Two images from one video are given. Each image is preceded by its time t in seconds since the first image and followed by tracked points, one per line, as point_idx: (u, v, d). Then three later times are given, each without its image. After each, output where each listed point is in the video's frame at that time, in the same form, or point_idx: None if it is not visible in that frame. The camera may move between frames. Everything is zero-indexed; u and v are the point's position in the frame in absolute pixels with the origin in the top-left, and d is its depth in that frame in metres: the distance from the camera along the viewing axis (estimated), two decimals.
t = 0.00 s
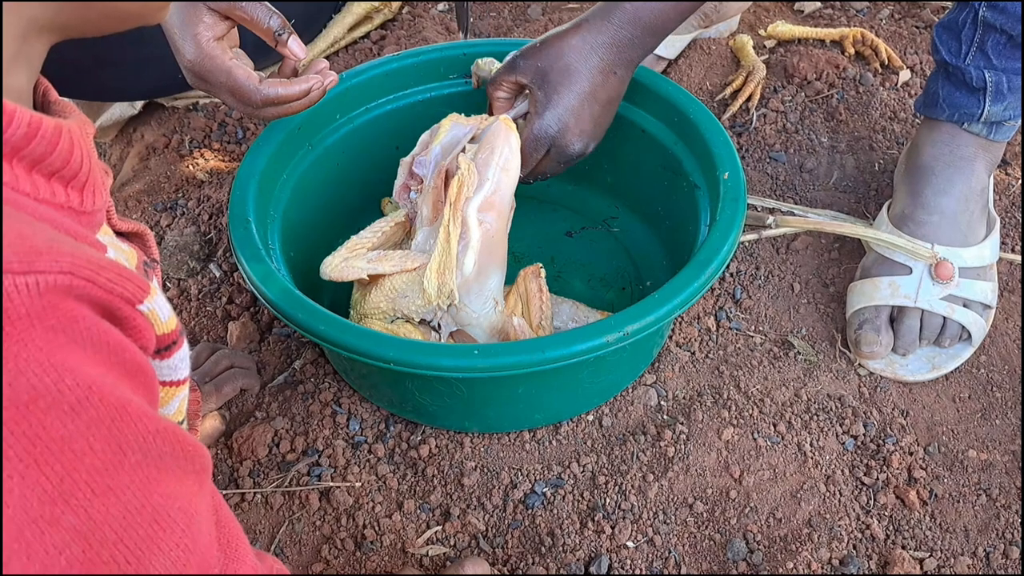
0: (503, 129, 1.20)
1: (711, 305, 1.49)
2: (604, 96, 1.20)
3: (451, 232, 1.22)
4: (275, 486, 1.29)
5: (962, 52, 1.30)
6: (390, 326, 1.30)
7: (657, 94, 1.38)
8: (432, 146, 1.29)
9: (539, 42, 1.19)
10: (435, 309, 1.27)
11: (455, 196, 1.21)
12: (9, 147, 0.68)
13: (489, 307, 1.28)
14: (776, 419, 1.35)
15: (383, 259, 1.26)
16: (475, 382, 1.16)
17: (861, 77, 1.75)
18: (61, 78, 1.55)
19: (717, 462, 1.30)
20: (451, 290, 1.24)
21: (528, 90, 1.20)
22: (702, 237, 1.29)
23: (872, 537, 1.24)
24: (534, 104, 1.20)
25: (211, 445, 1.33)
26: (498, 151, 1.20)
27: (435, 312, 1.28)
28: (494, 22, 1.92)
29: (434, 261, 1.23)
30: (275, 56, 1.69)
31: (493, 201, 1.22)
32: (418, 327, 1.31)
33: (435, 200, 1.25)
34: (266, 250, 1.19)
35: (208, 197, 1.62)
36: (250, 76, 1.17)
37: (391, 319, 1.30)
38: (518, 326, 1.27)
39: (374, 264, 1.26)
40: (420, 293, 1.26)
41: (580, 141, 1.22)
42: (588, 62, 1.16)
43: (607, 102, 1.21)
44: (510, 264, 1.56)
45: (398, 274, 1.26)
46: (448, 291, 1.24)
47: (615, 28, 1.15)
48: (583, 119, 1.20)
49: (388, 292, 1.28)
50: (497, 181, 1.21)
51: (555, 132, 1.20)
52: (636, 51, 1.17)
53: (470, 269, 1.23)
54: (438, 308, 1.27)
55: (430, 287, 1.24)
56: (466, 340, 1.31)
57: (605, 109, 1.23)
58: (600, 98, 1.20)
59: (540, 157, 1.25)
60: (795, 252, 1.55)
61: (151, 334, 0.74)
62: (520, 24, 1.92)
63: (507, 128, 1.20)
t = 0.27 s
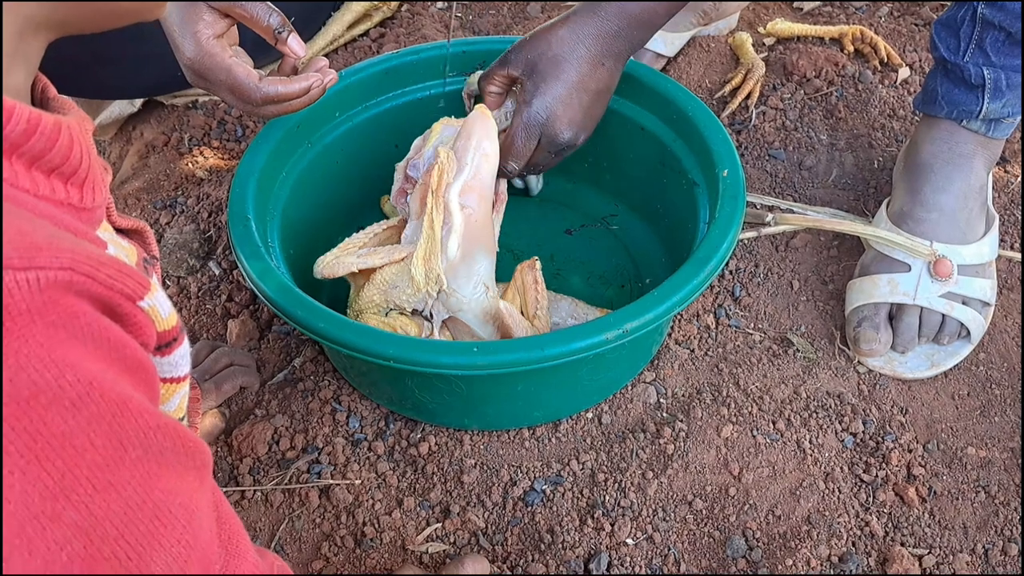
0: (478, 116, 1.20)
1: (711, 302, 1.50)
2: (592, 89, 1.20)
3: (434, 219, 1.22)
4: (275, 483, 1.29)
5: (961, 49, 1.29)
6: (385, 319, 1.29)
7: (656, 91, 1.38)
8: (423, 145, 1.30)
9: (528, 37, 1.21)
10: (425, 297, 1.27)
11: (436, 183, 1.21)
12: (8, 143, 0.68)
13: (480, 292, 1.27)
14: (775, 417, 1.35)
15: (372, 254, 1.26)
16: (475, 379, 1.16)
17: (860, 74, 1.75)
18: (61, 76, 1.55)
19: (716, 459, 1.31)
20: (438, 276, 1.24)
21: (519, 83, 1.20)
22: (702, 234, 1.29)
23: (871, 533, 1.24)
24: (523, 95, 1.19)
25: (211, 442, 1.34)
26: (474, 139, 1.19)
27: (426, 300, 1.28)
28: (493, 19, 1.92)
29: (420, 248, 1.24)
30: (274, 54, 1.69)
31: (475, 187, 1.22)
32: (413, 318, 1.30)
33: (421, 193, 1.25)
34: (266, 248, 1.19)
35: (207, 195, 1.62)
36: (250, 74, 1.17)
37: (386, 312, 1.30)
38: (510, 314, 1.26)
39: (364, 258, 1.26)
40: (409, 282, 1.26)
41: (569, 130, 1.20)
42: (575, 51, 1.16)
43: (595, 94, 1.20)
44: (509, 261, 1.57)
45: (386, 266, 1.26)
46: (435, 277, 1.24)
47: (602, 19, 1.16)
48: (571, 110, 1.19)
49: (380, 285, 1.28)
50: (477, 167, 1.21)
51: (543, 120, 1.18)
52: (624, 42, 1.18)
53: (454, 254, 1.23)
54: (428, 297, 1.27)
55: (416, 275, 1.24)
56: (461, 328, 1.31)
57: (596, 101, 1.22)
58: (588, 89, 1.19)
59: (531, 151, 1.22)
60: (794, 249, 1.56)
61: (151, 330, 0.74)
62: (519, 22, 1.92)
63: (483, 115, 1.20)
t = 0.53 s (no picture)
0: (479, 114, 1.20)
1: (710, 301, 1.50)
2: (599, 81, 1.21)
3: (435, 216, 1.23)
4: (276, 481, 1.30)
5: (960, 48, 1.30)
6: (387, 316, 1.29)
7: (656, 90, 1.39)
8: (427, 144, 1.31)
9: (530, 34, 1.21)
10: (425, 294, 1.27)
11: (437, 181, 1.22)
12: (13, 143, 0.69)
13: (480, 290, 1.27)
14: (774, 414, 1.36)
15: (376, 251, 1.27)
16: (475, 377, 1.16)
17: (859, 73, 1.75)
18: (62, 75, 1.56)
19: (716, 457, 1.31)
20: (438, 273, 1.24)
21: (525, 79, 1.21)
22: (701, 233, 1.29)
23: (869, 530, 1.25)
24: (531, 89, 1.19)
25: (212, 440, 1.34)
26: (474, 138, 1.19)
27: (426, 298, 1.27)
28: (493, 18, 1.92)
29: (422, 245, 1.25)
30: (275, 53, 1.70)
31: (476, 185, 1.22)
32: (414, 316, 1.30)
33: (423, 192, 1.26)
34: (267, 246, 1.20)
35: (208, 193, 1.63)
36: (251, 75, 1.17)
37: (387, 310, 1.30)
38: (508, 313, 1.26)
39: (367, 255, 1.27)
40: (410, 279, 1.26)
41: (580, 121, 1.20)
42: (582, 43, 1.18)
43: (602, 86, 1.21)
44: (509, 260, 1.57)
45: (388, 263, 1.27)
46: (436, 274, 1.24)
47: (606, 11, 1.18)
48: (581, 102, 1.20)
49: (381, 282, 1.28)
50: (478, 165, 1.21)
51: (555, 112, 1.18)
52: (627, 35, 1.20)
53: (454, 251, 1.24)
54: (428, 294, 1.27)
55: (417, 271, 1.25)
56: (462, 326, 1.31)
57: (603, 92, 1.23)
58: (596, 81, 1.20)
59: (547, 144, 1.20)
60: (794, 247, 1.56)
61: (156, 328, 0.75)
62: (519, 21, 1.93)
63: (484, 113, 1.20)
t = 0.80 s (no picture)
0: (475, 110, 1.21)
1: (709, 298, 1.50)
2: (598, 74, 1.21)
3: (432, 212, 1.23)
4: (275, 478, 1.30)
5: (959, 45, 1.30)
6: (385, 313, 1.29)
7: (654, 88, 1.39)
8: (422, 140, 1.30)
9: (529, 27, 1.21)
10: (424, 291, 1.26)
11: (433, 176, 1.22)
12: (10, 139, 0.69)
13: (478, 285, 1.27)
14: (773, 412, 1.36)
15: (373, 248, 1.27)
16: (474, 374, 1.16)
17: (858, 70, 1.75)
18: (60, 72, 1.55)
19: (714, 454, 1.31)
20: (436, 269, 1.24)
21: (522, 73, 1.20)
22: (700, 231, 1.29)
23: (868, 528, 1.25)
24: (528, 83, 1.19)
25: (211, 437, 1.34)
26: (471, 133, 1.20)
27: (425, 294, 1.27)
28: (492, 15, 1.92)
29: (419, 241, 1.24)
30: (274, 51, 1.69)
31: (472, 179, 1.22)
32: (413, 313, 1.30)
33: (420, 188, 1.26)
34: (266, 243, 1.19)
35: (207, 191, 1.63)
36: (249, 73, 1.17)
37: (386, 307, 1.30)
38: (507, 306, 1.26)
39: (364, 252, 1.27)
40: (407, 275, 1.26)
41: (577, 114, 1.21)
42: (580, 37, 1.17)
43: (600, 80, 1.21)
44: (508, 257, 1.57)
45: (386, 260, 1.27)
46: (433, 269, 1.24)
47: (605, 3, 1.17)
48: (579, 95, 1.20)
49: (378, 279, 1.28)
50: (474, 160, 1.21)
51: (552, 106, 1.18)
52: (625, 28, 1.19)
53: (452, 246, 1.23)
54: (426, 290, 1.26)
55: (415, 267, 1.24)
56: (461, 322, 1.31)
57: (600, 86, 1.23)
58: (593, 74, 1.20)
59: (543, 138, 1.21)
60: (793, 245, 1.56)
61: (154, 325, 0.75)
62: (518, 18, 1.92)
63: (481, 109, 1.21)
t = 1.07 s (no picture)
0: (465, 106, 1.22)
1: (707, 296, 1.50)
2: (586, 73, 1.21)
3: (425, 208, 1.24)
4: (275, 475, 1.30)
5: (957, 43, 1.30)
6: (382, 310, 1.29)
7: (652, 86, 1.39)
8: (413, 138, 1.31)
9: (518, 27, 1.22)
10: (420, 287, 1.27)
11: (426, 172, 1.23)
12: (9, 137, 0.69)
13: (474, 280, 1.28)
14: (771, 409, 1.36)
15: (368, 246, 1.27)
16: (473, 371, 1.17)
17: (856, 68, 1.75)
18: (59, 71, 1.55)
19: (713, 451, 1.31)
20: (431, 265, 1.25)
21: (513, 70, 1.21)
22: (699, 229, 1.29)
23: (866, 524, 1.25)
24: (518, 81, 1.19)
25: (210, 435, 1.34)
26: (461, 129, 1.21)
27: (421, 290, 1.27)
28: (490, 14, 1.92)
29: (413, 238, 1.25)
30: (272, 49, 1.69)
31: (464, 174, 1.24)
32: (411, 309, 1.30)
33: (412, 185, 1.26)
34: (264, 241, 1.20)
35: (206, 189, 1.63)
36: (248, 72, 1.18)
37: (383, 304, 1.30)
38: (503, 299, 1.25)
39: (359, 251, 1.27)
40: (402, 272, 1.26)
41: (567, 112, 1.21)
42: (571, 35, 1.18)
43: (589, 78, 1.22)
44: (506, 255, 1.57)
45: (382, 258, 1.27)
46: (429, 266, 1.25)
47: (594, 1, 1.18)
48: (568, 94, 1.20)
49: (374, 277, 1.28)
50: (466, 154, 1.23)
51: (541, 104, 1.18)
52: (614, 28, 1.20)
53: (446, 242, 1.24)
54: (423, 286, 1.27)
55: (410, 264, 1.25)
56: (459, 317, 1.32)
57: (591, 84, 1.23)
58: (583, 72, 1.20)
59: (531, 136, 1.21)
60: (791, 242, 1.56)
61: (152, 321, 0.75)
62: (516, 17, 1.93)
63: (470, 105, 1.22)
